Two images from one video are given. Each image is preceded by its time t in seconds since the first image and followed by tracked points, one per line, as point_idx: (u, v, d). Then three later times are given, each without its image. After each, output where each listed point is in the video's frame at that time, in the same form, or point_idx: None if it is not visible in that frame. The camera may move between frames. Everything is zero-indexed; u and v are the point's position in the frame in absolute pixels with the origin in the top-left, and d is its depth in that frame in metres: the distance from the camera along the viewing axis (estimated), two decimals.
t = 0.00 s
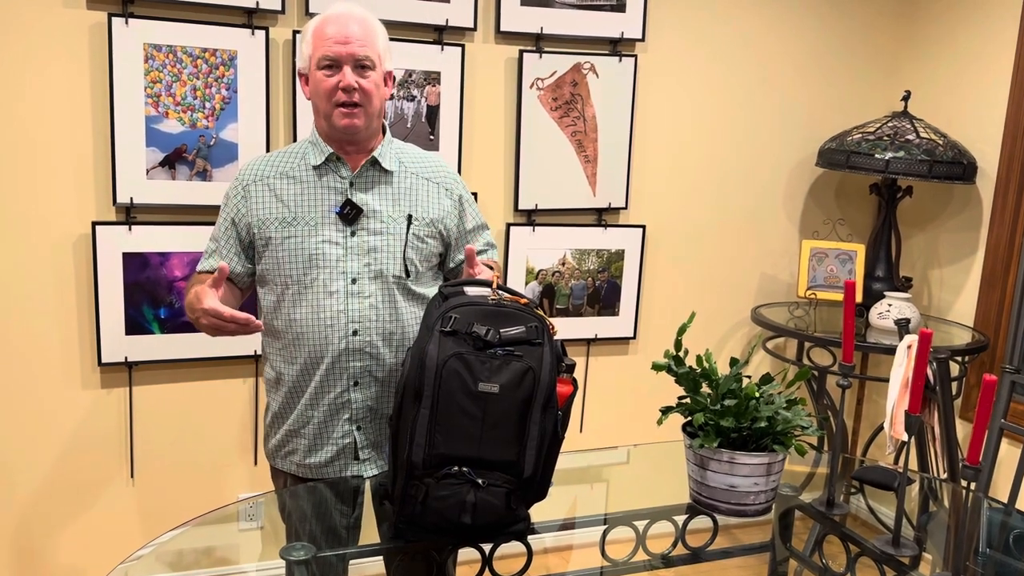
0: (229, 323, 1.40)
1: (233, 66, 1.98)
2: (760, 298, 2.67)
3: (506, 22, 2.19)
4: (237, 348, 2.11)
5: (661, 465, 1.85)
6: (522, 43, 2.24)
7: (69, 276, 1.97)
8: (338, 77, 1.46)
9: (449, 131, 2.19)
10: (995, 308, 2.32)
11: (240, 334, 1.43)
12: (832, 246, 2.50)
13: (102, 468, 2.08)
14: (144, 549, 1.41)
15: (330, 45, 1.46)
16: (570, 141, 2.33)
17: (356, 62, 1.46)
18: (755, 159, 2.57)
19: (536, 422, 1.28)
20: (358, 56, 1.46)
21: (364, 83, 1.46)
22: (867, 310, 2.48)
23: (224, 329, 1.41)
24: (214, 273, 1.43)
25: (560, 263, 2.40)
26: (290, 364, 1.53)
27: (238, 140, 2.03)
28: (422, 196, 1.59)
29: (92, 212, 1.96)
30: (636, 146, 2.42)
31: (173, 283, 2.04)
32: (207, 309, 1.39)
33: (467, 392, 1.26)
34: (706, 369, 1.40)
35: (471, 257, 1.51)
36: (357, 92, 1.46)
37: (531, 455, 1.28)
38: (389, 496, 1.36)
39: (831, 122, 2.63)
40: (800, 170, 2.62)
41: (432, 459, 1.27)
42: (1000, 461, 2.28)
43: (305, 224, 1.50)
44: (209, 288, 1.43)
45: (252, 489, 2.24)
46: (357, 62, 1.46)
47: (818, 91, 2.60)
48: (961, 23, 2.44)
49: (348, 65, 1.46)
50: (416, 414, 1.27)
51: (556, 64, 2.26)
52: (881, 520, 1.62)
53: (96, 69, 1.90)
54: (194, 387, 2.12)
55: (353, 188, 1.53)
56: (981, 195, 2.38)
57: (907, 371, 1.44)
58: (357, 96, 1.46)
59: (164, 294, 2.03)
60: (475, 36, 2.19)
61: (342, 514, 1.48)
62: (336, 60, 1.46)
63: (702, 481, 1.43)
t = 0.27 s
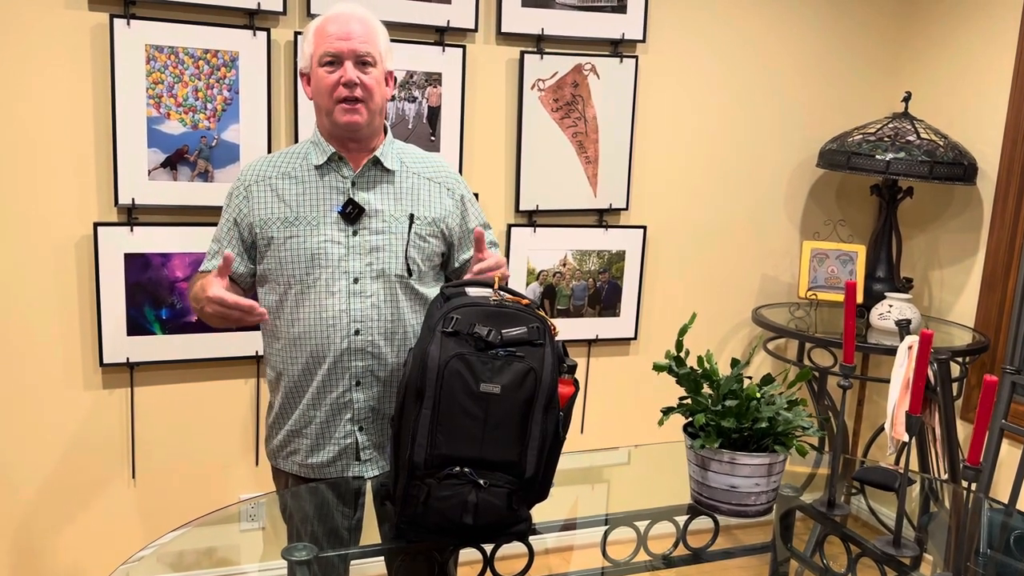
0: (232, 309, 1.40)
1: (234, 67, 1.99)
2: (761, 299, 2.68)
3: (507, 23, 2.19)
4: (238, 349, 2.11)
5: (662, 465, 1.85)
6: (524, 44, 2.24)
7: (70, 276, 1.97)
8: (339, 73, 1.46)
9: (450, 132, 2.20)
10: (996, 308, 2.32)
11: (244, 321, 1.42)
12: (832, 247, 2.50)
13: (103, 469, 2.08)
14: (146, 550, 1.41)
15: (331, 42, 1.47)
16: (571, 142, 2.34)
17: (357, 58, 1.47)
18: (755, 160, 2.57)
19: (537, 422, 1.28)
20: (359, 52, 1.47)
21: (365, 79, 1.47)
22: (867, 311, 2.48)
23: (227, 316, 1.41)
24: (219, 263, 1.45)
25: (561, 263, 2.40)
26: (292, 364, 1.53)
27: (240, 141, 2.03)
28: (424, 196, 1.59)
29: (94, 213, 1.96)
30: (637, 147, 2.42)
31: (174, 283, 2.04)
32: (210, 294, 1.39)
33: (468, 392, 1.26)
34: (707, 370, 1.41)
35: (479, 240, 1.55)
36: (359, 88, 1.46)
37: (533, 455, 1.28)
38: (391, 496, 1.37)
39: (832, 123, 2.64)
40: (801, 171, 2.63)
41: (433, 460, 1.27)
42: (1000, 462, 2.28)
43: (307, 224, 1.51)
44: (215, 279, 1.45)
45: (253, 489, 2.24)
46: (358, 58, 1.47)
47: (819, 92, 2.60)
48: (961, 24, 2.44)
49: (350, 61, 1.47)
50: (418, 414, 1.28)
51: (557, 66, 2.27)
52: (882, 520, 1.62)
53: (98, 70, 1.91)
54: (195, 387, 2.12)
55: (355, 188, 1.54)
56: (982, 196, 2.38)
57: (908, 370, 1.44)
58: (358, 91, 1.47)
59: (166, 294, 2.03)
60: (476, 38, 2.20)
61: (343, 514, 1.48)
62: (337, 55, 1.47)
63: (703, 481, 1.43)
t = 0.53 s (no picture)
0: (222, 273, 1.36)
1: (235, 68, 1.99)
2: (761, 300, 2.68)
3: (507, 25, 2.20)
4: (239, 350, 2.12)
5: (662, 466, 1.85)
6: (524, 46, 2.25)
7: (71, 277, 1.97)
8: (341, 74, 1.46)
9: (451, 133, 2.20)
10: (996, 310, 2.32)
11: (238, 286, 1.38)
12: (832, 248, 2.50)
13: (103, 469, 2.08)
14: (147, 551, 1.41)
15: (333, 44, 1.48)
16: (571, 144, 2.34)
17: (358, 60, 1.48)
18: (756, 161, 2.57)
19: (537, 423, 1.29)
20: (360, 54, 1.48)
21: (366, 80, 1.47)
22: (867, 312, 2.48)
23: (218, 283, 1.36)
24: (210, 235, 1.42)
25: (561, 264, 2.40)
26: (293, 364, 1.53)
27: (240, 142, 2.03)
28: (425, 196, 1.59)
29: (95, 214, 1.97)
30: (637, 149, 2.43)
31: (175, 284, 2.04)
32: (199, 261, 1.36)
33: (469, 393, 1.26)
34: (707, 371, 1.41)
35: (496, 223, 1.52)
36: (360, 90, 1.47)
37: (533, 456, 1.29)
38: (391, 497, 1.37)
39: (831, 124, 2.64)
40: (801, 172, 2.63)
41: (434, 460, 1.27)
42: (1000, 462, 2.29)
43: (308, 224, 1.51)
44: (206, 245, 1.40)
45: (254, 490, 2.24)
46: (360, 60, 1.48)
47: (819, 93, 2.60)
48: (961, 26, 2.45)
49: (351, 62, 1.47)
50: (419, 415, 1.28)
51: (557, 67, 2.27)
52: (881, 521, 1.62)
53: (99, 71, 1.91)
54: (196, 388, 2.12)
55: (356, 188, 1.54)
56: (982, 198, 2.39)
57: (908, 371, 1.44)
58: (360, 93, 1.47)
59: (166, 295, 2.04)
60: (476, 39, 2.20)
61: (344, 515, 1.49)
62: (339, 58, 1.47)
63: (703, 482, 1.43)
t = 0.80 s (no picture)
0: (227, 323, 1.40)
1: (236, 69, 1.99)
2: (761, 301, 2.68)
3: (508, 26, 2.20)
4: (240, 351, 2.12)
5: (662, 467, 1.85)
6: (524, 47, 2.25)
7: (72, 278, 1.98)
8: (341, 74, 1.47)
9: (451, 134, 2.20)
10: (996, 311, 2.33)
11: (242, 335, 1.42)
12: (832, 250, 2.50)
13: (104, 470, 2.08)
14: (147, 552, 1.41)
15: (333, 44, 1.48)
16: (572, 145, 2.34)
17: (358, 59, 1.48)
18: (756, 162, 2.57)
19: (537, 424, 1.29)
20: (360, 53, 1.48)
21: (366, 80, 1.47)
22: (867, 313, 2.48)
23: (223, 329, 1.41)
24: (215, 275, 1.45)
25: (561, 265, 2.40)
26: (294, 365, 1.54)
27: (241, 143, 2.04)
28: (426, 199, 1.60)
29: (96, 215, 1.97)
30: (637, 150, 2.43)
31: (176, 285, 2.04)
32: (205, 310, 1.40)
33: (469, 394, 1.27)
34: (707, 372, 1.41)
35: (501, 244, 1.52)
36: (360, 89, 1.47)
37: (534, 456, 1.29)
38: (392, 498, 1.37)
39: (831, 126, 2.64)
40: (801, 174, 2.63)
41: (434, 461, 1.28)
42: (1000, 463, 2.29)
43: (309, 226, 1.51)
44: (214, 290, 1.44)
45: (255, 491, 2.24)
46: (359, 60, 1.48)
47: (819, 94, 2.61)
48: (961, 27, 2.45)
49: (351, 62, 1.48)
50: (420, 415, 1.28)
51: (558, 68, 2.28)
52: (881, 522, 1.62)
53: (101, 72, 1.91)
54: (197, 389, 2.12)
55: (357, 191, 1.54)
56: (981, 199, 2.39)
57: (908, 372, 1.45)
58: (360, 92, 1.47)
59: (167, 296, 2.04)
60: (477, 41, 2.20)
61: (345, 516, 1.49)
62: (339, 57, 1.48)
63: (703, 483, 1.44)
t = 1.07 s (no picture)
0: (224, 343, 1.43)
1: (237, 70, 1.99)
2: (761, 301, 2.68)
3: (508, 27, 2.20)
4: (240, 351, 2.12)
5: (662, 467, 1.85)
6: (525, 48, 2.25)
7: (72, 278, 1.98)
8: (340, 75, 1.47)
9: (452, 135, 2.20)
10: (996, 311, 2.33)
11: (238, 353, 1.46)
12: (833, 250, 2.50)
13: (104, 471, 2.08)
14: (147, 552, 1.41)
15: (332, 45, 1.48)
16: (572, 145, 2.34)
17: (358, 60, 1.48)
18: (756, 162, 2.58)
19: (538, 424, 1.29)
20: (360, 54, 1.48)
21: (365, 80, 1.47)
22: (868, 313, 2.48)
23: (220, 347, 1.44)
24: (216, 291, 1.47)
25: (561, 266, 2.41)
26: (295, 366, 1.54)
27: (242, 144, 2.04)
28: (426, 199, 1.60)
29: (97, 215, 1.97)
30: (638, 151, 2.43)
31: (177, 286, 2.04)
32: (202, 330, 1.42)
33: (470, 394, 1.27)
34: (707, 372, 1.42)
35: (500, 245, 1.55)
36: (360, 89, 1.47)
37: (534, 457, 1.29)
38: (392, 498, 1.37)
39: (832, 126, 2.64)
40: (801, 174, 2.63)
41: (434, 461, 1.27)
42: (1000, 464, 2.29)
43: (310, 226, 1.51)
44: (213, 306, 1.46)
45: (255, 491, 2.24)
46: (359, 60, 1.48)
47: (819, 95, 2.61)
48: (961, 28, 2.45)
49: (350, 63, 1.48)
50: (420, 415, 1.28)
51: (558, 69, 2.28)
52: (881, 523, 1.62)
53: (101, 73, 1.91)
54: (197, 389, 2.12)
55: (358, 191, 1.54)
56: (982, 199, 2.39)
57: (908, 372, 1.45)
58: (359, 93, 1.47)
59: (168, 297, 2.04)
60: (477, 41, 2.20)
61: (345, 516, 1.49)
62: (338, 58, 1.48)
63: (703, 484, 1.44)
